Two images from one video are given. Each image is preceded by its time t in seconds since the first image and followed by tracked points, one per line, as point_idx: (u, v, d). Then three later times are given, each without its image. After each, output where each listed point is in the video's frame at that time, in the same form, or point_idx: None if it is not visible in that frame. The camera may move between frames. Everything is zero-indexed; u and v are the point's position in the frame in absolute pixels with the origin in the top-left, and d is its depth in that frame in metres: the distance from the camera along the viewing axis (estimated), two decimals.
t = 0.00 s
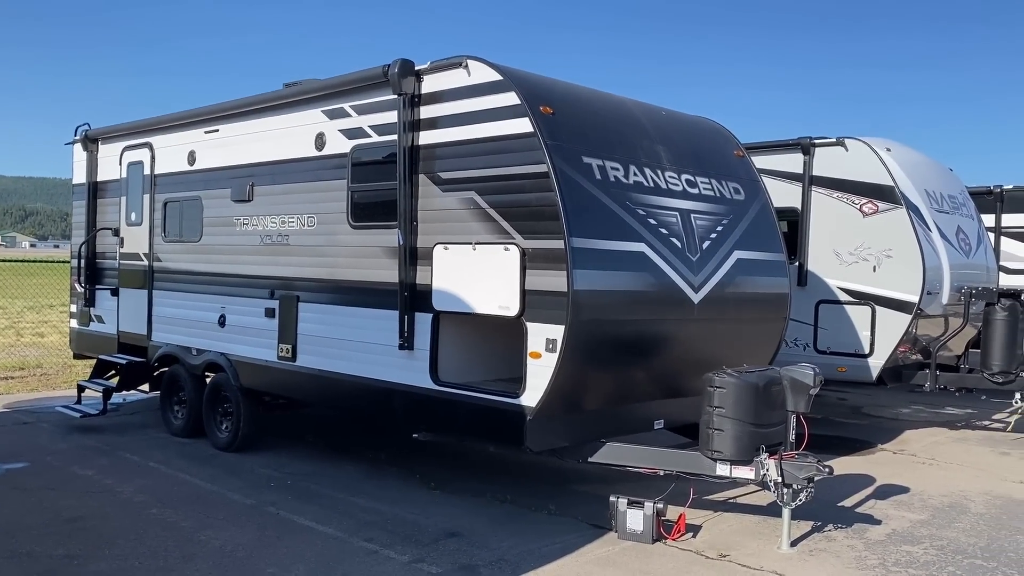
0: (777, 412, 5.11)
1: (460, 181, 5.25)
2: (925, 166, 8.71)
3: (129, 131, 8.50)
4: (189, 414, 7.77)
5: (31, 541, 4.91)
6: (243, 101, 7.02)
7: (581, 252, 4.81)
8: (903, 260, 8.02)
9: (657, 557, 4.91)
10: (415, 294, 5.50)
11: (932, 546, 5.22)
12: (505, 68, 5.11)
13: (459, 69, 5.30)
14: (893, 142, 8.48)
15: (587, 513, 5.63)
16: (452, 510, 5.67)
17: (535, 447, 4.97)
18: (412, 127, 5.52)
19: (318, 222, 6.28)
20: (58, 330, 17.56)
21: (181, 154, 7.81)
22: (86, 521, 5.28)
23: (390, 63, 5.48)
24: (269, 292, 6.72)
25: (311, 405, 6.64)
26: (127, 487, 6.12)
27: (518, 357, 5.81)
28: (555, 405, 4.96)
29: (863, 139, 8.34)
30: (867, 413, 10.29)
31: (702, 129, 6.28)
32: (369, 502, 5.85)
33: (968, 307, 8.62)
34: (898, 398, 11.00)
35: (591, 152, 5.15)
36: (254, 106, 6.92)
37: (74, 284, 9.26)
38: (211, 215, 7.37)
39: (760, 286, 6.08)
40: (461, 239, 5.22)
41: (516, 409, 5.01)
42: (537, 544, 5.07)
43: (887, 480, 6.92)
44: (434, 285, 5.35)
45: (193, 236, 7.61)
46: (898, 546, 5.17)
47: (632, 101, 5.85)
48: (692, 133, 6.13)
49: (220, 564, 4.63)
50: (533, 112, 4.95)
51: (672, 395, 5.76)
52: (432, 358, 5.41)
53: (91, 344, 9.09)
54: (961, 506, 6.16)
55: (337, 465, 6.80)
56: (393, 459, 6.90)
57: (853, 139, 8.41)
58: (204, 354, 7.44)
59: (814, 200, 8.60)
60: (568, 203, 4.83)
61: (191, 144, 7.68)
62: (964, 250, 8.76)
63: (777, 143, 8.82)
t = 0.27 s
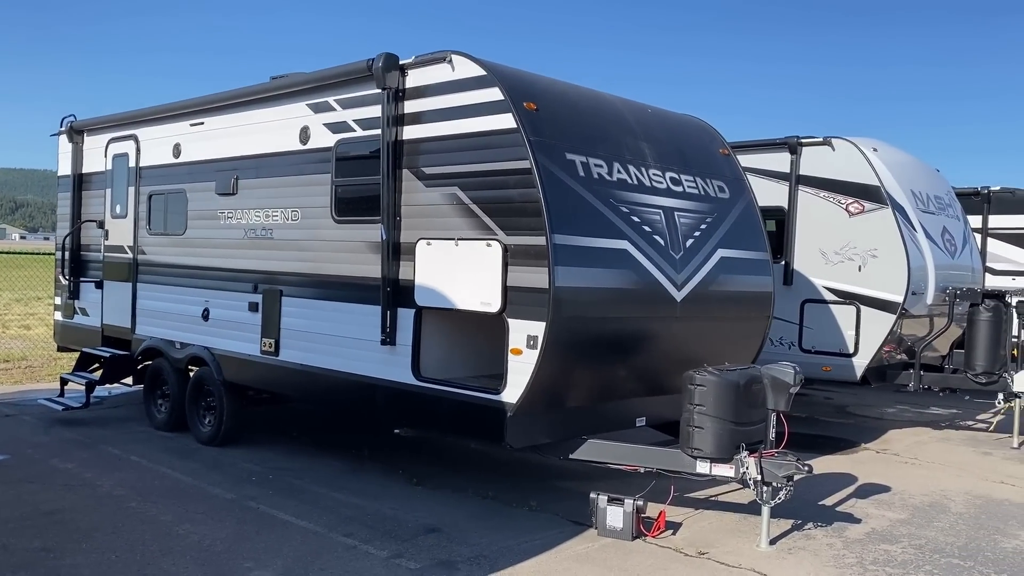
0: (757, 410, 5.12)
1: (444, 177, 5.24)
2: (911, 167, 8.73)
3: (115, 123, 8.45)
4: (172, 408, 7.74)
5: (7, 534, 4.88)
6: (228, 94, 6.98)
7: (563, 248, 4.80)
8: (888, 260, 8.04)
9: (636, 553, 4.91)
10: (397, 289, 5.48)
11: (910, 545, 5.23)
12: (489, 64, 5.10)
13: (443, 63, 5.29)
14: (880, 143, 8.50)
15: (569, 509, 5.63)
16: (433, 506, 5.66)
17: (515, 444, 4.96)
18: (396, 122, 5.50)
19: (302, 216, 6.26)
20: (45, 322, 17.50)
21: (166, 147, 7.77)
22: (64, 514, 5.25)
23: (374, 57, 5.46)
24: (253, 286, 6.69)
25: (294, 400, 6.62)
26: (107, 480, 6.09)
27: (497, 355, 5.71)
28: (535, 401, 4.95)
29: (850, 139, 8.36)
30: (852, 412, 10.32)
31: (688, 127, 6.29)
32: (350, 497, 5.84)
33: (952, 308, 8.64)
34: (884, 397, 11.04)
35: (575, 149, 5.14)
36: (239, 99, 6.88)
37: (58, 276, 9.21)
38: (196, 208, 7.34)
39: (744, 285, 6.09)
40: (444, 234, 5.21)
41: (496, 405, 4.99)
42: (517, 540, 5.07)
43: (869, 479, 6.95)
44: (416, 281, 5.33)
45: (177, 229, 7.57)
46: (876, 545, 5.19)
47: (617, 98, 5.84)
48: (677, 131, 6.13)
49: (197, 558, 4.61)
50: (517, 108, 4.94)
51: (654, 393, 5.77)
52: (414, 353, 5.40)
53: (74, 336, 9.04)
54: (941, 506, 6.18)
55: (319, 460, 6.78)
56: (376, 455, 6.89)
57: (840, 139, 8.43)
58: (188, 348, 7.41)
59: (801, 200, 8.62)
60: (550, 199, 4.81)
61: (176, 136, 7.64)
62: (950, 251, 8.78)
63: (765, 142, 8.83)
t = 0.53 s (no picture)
0: (735, 410, 5.15)
1: (424, 175, 5.23)
2: (893, 168, 8.78)
3: (96, 119, 8.40)
4: (152, 406, 7.71)
5: None
6: (209, 91, 6.95)
7: (542, 247, 4.78)
8: (869, 261, 8.08)
9: (613, 552, 4.93)
10: (377, 287, 5.45)
11: (886, 544, 5.26)
12: (470, 62, 5.09)
13: (424, 61, 5.28)
14: (862, 144, 8.55)
15: (548, 508, 5.63)
16: (412, 504, 5.66)
17: (494, 442, 4.94)
18: (376, 119, 5.48)
19: (283, 213, 6.24)
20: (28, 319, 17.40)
21: (147, 143, 7.73)
22: (39, 512, 5.22)
23: (355, 55, 5.45)
24: (233, 283, 6.67)
25: (274, 398, 6.60)
26: (84, 478, 6.06)
27: (477, 353, 5.77)
28: (514, 400, 4.94)
29: (832, 140, 8.40)
30: (834, 412, 10.37)
31: (669, 127, 6.31)
32: (329, 495, 5.82)
33: (933, 309, 8.70)
34: (866, 397, 11.11)
35: (555, 148, 5.13)
36: (221, 96, 6.85)
37: (39, 272, 9.14)
38: (177, 205, 7.30)
39: (723, 285, 6.11)
40: (424, 233, 5.20)
41: (475, 404, 4.99)
42: (495, 539, 5.07)
43: (848, 479, 6.98)
44: (396, 279, 5.32)
45: (158, 226, 7.54)
46: (852, 545, 5.21)
47: (598, 98, 5.85)
48: (658, 131, 6.15)
49: (172, 557, 4.59)
50: (497, 107, 4.92)
51: (633, 392, 5.79)
52: (392, 352, 5.38)
53: (55, 333, 8.98)
54: (918, 505, 6.22)
55: (300, 458, 6.76)
56: (357, 453, 6.87)
57: (822, 140, 8.46)
58: (168, 345, 7.37)
59: (783, 200, 8.66)
60: (529, 198, 4.80)
61: (157, 132, 7.61)
62: (931, 252, 8.83)
63: (747, 143, 8.87)
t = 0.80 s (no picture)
0: (706, 410, 5.16)
1: (395, 175, 5.19)
2: (865, 170, 8.85)
3: (66, 119, 8.29)
4: (123, 409, 7.62)
5: None
6: (180, 91, 6.88)
7: (513, 249, 4.75)
8: (840, 262, 8.14)
9: (585, 554, 4.92)
10: (348, 289, 5.43)
11: (856, 543, 5.29)
12: (440, 63, 5.06)
13: (394, 62, 5.25)
14: (834, 146, 8.61)
15: (521, 510, 5.61)
16: (384, 507, 5.62)
17: (466, 445, 4.91)
18: (347, 120, 5.45)
19: (253, 215, 6.19)
20: None
21: (117, 144, 7.64)
22: (3, 518, 5.13)
23: (325, 55, 5.41)
24: (204, 285, 6.60)
25: (246, 401, 6.54)
26: (51, 484, 5.97)
27: (450, 354, 5.72)
28: (485, 402, 4.91)
29: (804, 142, 8.46)
30: (809, 413, 10.44)
31: (641, 129, 6.32)
32: (300, 499, 5.77)
33: (904, 309, 8.75)
34: (840, 397, 11.19)
35: (527, 149, 5.10)
36: (191, 96, 6.79)
37: (9, 275, 9.01)
38: (147, 206, 7.22)
39: (695, 285, 6.13)
40: (395, 234, 5.15)
41: (446, 406, 4.96)
42: (466, 542, 5.05)
43: (820, 479, 7.02)
44: (367, 281, 5.28)
45: (128, 227, 7.45)
46: (823, 544, 5.23)
47: (570, 99, 5.85)
48: (631, 132, 6.16)
49: (138, 562, 4.53)
50: (467, 108, 4.89)
51: (606, 393, 5.79)
52: (364, 354, 5.35)
53: (24, 336, 8.86)
54: (889, 505, 6.26)
55: (272, 461, 6.71)
56: (330, 456, 6.83)
57: (795, 142, 8.52)
58: (139, 348, 7.29)
59: (756, 202, 8.71)
60: (500, 199, 4.76)
61: (127, 133, 7.52)
62: (902, 253, 8.90)
63: (721, 145, 8.92)
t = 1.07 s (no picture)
0: (668, 411, 5.15)
1: (354, 178, 5.12)
2: (827, 172, 8.93)
3: (19, 122, 8.11)
4: (79, 418, 7.45)
5: None
6: (136, 93, 6.76)
7: (473, 251, 4.67)
8: (803, 263, 8.20)
9: (549, 558, 4.88)
10: (307, 293, 5.35)
11: (819, 542, 5.30)
12: (398, 63, 5.00)
13: (352, 63, 5.18)
14: (796, 148, 8.68)
15: (485, 514, 5.56)
16: (346, 514, 5.55)
17: (427, 450, 4.86)
18: (305, 122, 5.37)
19: (211, 218, 6.09)
20: None
21: (73, 147, 7.48)
22: None
23: (282, 56, 5.33)
24: (162, 290, 6.48)
25: (206, 408, 6.43)
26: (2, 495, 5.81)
27: (411, 359, 5.70)
28: (447, 406, 4.86)
29: (767, 144, 8.52)
30: (775, 413, 10.51)
31: (604, 131, 6.31)
32: (260, 507, 5.67)
33: (866, 309, 8.80)
34: (806, 397, 11.28)
35: (487, 151, 5.04)
36: (148, 98, 6.66)
37: None
38: (104, 210, 7.08)
39: (658, 287, 6.13)
40: (354, 237, 5.08)
41: (407, 411, 4.89)
42: (428, 548, 4.99)
43: (785, 479, 7.05)
44: (326, 285, 5.21)
45: (84, 232, 7.30)
46: (786, 544, 5.24)
47: (531, 101, 5.81)
48: (593, 134, 6.14)
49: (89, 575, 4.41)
50: (426, 109, 4.81)
51: (570, 395, 5.77)
52: (324, 359, 5.28)
53: None
54: (852, 504, 6.30)
55: (233, 469, 6.59)
56: (292, 463, 6.73)
57: (758, 144, 8.59)
58: (96, 355, 7.13)
59: (720, 204, 8.76)
60: (460, 201, 4.68)
61: (83, 136, 7.37)
62: (864, 254, 8.99)
63: (685, 147, 8.98)
